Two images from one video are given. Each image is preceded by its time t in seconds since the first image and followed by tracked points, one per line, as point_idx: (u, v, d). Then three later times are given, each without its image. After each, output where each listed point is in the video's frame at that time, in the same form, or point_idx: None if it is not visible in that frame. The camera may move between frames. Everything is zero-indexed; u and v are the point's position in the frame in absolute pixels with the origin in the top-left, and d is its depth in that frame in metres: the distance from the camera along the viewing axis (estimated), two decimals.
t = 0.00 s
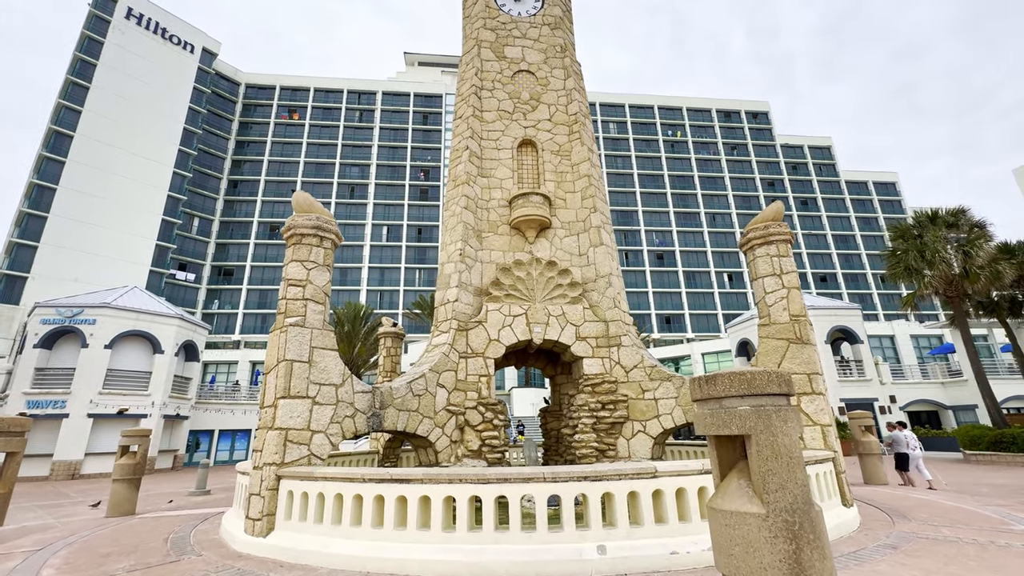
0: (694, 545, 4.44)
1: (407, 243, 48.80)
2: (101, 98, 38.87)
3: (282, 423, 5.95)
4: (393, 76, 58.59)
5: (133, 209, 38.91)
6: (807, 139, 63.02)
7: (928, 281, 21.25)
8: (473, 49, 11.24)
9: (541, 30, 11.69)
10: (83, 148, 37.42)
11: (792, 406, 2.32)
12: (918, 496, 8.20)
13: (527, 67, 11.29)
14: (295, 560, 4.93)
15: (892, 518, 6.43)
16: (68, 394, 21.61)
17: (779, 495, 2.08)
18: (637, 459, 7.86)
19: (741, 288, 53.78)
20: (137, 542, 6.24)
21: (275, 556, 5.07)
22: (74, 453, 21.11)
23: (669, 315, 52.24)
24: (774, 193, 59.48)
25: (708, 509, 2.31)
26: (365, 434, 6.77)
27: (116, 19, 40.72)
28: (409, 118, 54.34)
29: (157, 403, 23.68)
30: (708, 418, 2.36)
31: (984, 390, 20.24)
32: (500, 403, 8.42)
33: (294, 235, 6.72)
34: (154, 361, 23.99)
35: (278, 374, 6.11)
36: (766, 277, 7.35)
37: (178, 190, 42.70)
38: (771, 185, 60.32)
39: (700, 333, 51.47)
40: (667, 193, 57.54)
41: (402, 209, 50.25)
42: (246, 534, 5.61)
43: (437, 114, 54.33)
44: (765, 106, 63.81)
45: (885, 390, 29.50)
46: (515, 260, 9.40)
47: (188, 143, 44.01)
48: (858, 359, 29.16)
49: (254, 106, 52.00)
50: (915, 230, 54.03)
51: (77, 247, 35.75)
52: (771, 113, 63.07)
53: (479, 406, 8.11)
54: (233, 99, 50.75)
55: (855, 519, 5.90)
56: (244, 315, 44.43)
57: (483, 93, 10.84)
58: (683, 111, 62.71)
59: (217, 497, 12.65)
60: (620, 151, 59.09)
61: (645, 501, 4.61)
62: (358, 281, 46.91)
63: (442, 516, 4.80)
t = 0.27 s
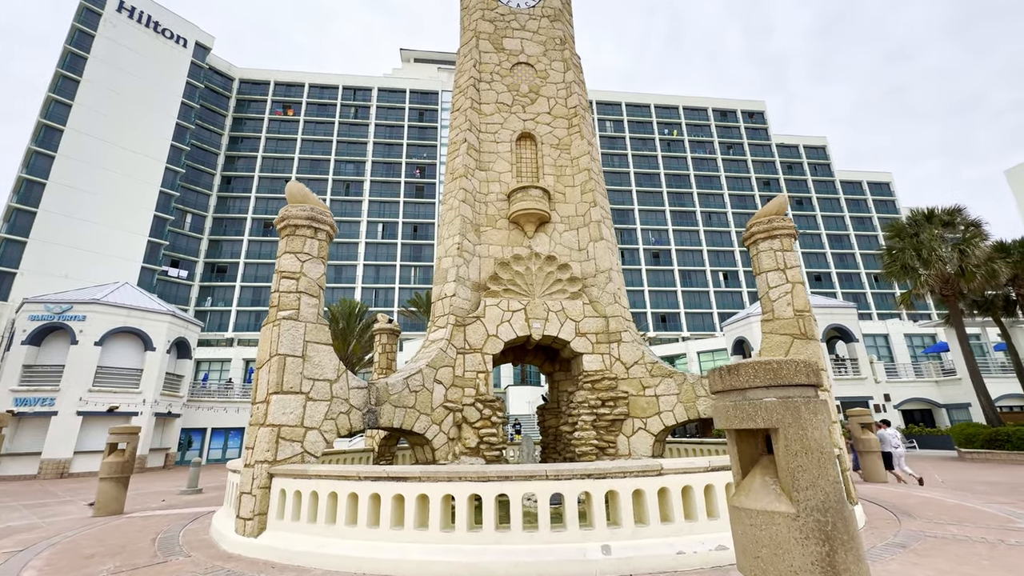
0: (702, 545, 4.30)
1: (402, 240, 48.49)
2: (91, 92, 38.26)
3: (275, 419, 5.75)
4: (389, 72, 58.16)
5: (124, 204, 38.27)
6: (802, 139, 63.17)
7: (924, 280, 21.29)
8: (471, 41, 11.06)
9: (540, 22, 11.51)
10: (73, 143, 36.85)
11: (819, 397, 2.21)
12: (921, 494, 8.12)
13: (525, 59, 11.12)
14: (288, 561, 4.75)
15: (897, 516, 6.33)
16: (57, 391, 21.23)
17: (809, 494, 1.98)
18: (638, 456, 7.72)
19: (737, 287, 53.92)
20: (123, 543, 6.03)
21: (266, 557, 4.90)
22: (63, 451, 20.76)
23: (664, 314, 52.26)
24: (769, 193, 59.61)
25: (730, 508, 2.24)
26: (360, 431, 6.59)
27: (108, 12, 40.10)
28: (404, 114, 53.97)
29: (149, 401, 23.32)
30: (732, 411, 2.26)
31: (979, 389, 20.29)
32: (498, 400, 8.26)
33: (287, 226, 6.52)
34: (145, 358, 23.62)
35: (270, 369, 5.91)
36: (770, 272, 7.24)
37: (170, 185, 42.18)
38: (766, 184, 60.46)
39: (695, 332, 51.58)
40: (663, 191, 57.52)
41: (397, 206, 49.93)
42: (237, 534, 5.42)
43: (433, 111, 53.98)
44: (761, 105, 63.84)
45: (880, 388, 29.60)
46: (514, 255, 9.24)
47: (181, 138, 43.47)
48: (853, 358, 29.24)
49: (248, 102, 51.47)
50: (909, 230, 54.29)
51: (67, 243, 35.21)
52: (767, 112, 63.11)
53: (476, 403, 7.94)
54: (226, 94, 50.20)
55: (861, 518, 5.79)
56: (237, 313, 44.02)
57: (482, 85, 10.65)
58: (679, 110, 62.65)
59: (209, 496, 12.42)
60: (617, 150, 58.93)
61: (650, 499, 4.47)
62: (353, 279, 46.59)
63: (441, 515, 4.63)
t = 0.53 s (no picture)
0: (710, 545, 4.16)
1: (398, 237, 48.21)
2: (82, 86, 37.61)
3: (266, 416, 5.54)
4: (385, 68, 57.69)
5: (114, 200, 37.59)
6: (798, 138, 63.29)
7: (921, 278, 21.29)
8: (470, 31, 10.83)
9: (540, 13, 11.31)
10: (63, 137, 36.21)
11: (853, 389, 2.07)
12: (924, 492, 8.02)
13: (525, 51, 10.92)
14: (280, 563, 4.56)
15: (905, 516, 6.18)
16: (45, 388, 20.85)
17: (849, 495, 1.84)
18: (639, 454, 7.57)
19: (732, 286, 54.05)
20: (108, 544, 5.80)
21: (257, 559, 4.70)
22: (52, 449, 20.41)
23: (660, 312, 52.26)
24: (765, 192, 59.74)
25: (757, 511, 2.09)
26: (355, 428, 6.39)
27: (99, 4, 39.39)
28: (400, 110, 53.58)
29: (140, 399, 22.94)
30: (759, 406, 2.10)
31: (974, 386, 20.30)
32: (497, 396, 8.09)
33: (279, 216, 6.31)
34: (136, 355, 23.23)
35: (262, 365, 5.70)
36: (775, 266, 7.10)
37: (162, 181, 41.65)
38: (762, 183, 60.56)
39: (690, 330, 51.66)
40: (659, 190, 57.44)
41: (393, 203, 49.62)
42: (226, 535, 5.22)
43: (430, 108, 53.60)
44: (757, 104, 63.85)
45: (875, 386, 29.68)
46: (512, 249, 9.05)
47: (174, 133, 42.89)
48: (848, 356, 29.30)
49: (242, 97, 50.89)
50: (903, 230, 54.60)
51: (57, 238, 34.66)
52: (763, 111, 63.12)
53: (474, 400, 7.76)
54: (220, 89, 49.61)
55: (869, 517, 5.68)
56: (231, 310, 43.64)
57: (480, 77, 10.44)
58: (676, 108, 62.54)
59: (199, 496, 12.15)
60: (613, 148, 58.72)
61: (657, 499, 4.30)
62: (348, 276, 46.27)
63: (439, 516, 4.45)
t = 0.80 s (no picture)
0: (717, 547, 4.03)
1: (393, 234, 47.88)
2: (72, 79, 37.00)
3: (258, 414, 5.36)
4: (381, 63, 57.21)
5: (105, 195, 37.08)
6: (793, 137, 63.35)
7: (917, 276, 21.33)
8: (467, 22, 10.63)
9: (539, 5, 11.12)
10: (53, 131, 35.62)
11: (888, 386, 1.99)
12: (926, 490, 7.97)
13: (523, 42, 10.74)
14: (271, 566, 4.38)
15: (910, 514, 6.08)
16: (34, 385, 20.50)
17: (891, 499, 1.75)
18: (639, 453, 7.45)
19: (728, 284, 54.15)
20: (94, 545, 5.61)
21: (248, 561, 4.53)
22: (41, 447, 20.08)
23: (656, 310, 52.29)
24: (761, 190, 59.85)
25: (785, 514, 2.00)
26: (350, 426, 6.21)
27: None
28: (396, 106, 53.16)
29: (131, 396, 22.63)
30: (789, 402, 2.04)
31: (969, 384, 20.35)
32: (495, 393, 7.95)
33: (270, 206, 6.11)
34: (128, 352, 22.90)
35: (253, 361, 5.51)
36: (779, 261, 6.97)
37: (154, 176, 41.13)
38: (758, 181, 60.63)
39: (686, 328, 51.73)
40: (656, 187, 57.36)
41: (388, 199, 49.27)
42: (217, 536, 5.05)
43: (426, 104, 53.20)
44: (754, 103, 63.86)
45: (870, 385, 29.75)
46: (511, 244, 8.88)
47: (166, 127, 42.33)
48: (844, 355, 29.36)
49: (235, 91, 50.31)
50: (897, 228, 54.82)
51: (46, 234, 34.14)
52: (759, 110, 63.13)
53: (472, 397, 7.61)
54: (213, 84, 49.02)
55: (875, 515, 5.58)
56: (224, 306, 43.24)
57: (478, 69, 10.26)
58: (672, 106, 62.42)
59: (190, 495, 11.94)
60: (610, 145, 58.53)
61: (663, 499, 4.18)
62: (342, 273, 45.95)
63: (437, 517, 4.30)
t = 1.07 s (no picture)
0: (725, 545, 3.91)
1: (388, 230, 47.54)
2: (61, 71, 36.35)
3: (249, 408, 5.17)
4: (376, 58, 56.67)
5: (97, 189, 36.53)
6: (789, 135, 63.39)
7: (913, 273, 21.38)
8: (465, 11, 10.42)
9: None
10: (41, 123, 35.00)
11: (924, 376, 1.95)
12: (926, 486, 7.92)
13: (522, 32, 10.55)
14: (264, 565, 4.22)
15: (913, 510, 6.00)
16: (22, 381, 20.15)
17: (939, 496, 1.67)
18: (640, 448, 7.32)
19: (723, 281, 54.32)
20: (79, 544, 5.42)
21: (238, 560, 4.37)
22: (29, 444, 19.73)
23: (652, 307, 52.38)
24: (756, 187, 59.98)
25: (815, 512, 1.92)
26: (344, 421, 6.04)
27: None
28: (391, 101, 52.71)
29: (122, 392, 22.31)
30: (822, 391, 1.96)
31: (963, 380, 20.42)
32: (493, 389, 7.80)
33: (262, 195, 5.92)
34: (118, 348, 22.55)
35: (244, 354, 5.33)
36: (783, 254, 6.88)
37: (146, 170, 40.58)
38: (753, 179, 60.74)
39: (681, 325, 51.87)
40: (652, 184, 57.31)
41: (383, 195, 48.90)
42: (206, 535, 4.87)
43: (421, 99, 52.75)
44: (750, 101, 63.85)
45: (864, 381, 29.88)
46: (509, 237, 8.73)
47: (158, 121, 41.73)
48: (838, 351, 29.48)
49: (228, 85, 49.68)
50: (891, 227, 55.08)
51: (35, 228, 33.61)
52: (755, 107, 63.15)
53: (470, 392, 7.45)
54: (206, 77, 48.38)
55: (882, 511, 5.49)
56: (217, 302, 42.83)
57: (476, 59, 10.06)
58: (669, 103, 62.31)
59: (182, 492, 11.74)
60: (606, 142, 58.37)
61: (668, 496, 4.06)
62: (337, 269, 45.65)
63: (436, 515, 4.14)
